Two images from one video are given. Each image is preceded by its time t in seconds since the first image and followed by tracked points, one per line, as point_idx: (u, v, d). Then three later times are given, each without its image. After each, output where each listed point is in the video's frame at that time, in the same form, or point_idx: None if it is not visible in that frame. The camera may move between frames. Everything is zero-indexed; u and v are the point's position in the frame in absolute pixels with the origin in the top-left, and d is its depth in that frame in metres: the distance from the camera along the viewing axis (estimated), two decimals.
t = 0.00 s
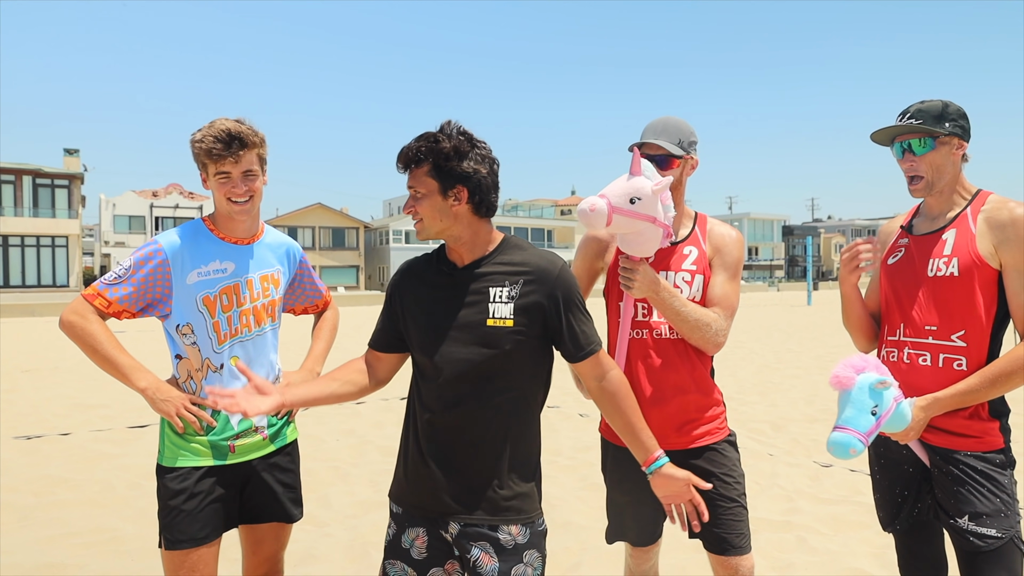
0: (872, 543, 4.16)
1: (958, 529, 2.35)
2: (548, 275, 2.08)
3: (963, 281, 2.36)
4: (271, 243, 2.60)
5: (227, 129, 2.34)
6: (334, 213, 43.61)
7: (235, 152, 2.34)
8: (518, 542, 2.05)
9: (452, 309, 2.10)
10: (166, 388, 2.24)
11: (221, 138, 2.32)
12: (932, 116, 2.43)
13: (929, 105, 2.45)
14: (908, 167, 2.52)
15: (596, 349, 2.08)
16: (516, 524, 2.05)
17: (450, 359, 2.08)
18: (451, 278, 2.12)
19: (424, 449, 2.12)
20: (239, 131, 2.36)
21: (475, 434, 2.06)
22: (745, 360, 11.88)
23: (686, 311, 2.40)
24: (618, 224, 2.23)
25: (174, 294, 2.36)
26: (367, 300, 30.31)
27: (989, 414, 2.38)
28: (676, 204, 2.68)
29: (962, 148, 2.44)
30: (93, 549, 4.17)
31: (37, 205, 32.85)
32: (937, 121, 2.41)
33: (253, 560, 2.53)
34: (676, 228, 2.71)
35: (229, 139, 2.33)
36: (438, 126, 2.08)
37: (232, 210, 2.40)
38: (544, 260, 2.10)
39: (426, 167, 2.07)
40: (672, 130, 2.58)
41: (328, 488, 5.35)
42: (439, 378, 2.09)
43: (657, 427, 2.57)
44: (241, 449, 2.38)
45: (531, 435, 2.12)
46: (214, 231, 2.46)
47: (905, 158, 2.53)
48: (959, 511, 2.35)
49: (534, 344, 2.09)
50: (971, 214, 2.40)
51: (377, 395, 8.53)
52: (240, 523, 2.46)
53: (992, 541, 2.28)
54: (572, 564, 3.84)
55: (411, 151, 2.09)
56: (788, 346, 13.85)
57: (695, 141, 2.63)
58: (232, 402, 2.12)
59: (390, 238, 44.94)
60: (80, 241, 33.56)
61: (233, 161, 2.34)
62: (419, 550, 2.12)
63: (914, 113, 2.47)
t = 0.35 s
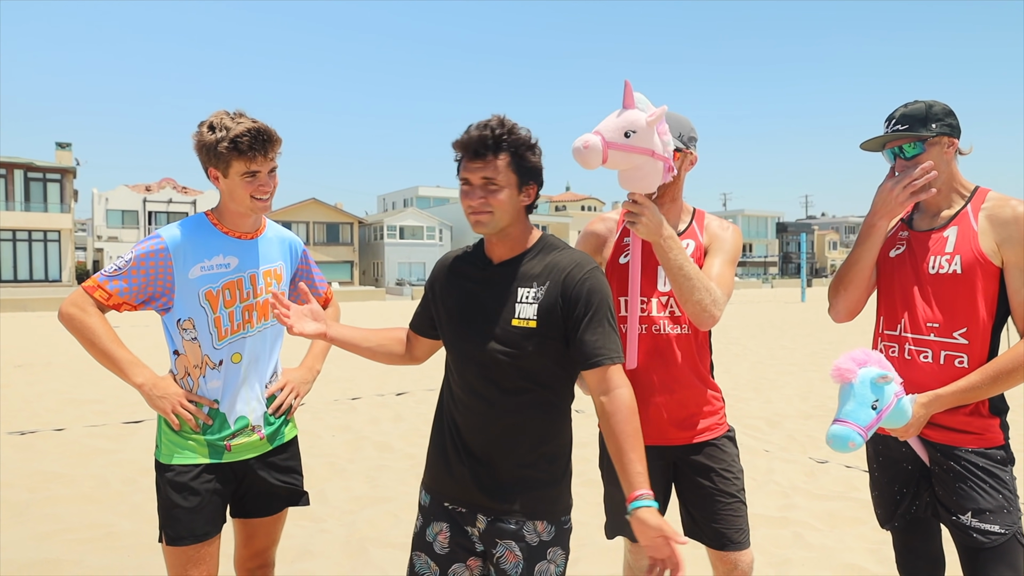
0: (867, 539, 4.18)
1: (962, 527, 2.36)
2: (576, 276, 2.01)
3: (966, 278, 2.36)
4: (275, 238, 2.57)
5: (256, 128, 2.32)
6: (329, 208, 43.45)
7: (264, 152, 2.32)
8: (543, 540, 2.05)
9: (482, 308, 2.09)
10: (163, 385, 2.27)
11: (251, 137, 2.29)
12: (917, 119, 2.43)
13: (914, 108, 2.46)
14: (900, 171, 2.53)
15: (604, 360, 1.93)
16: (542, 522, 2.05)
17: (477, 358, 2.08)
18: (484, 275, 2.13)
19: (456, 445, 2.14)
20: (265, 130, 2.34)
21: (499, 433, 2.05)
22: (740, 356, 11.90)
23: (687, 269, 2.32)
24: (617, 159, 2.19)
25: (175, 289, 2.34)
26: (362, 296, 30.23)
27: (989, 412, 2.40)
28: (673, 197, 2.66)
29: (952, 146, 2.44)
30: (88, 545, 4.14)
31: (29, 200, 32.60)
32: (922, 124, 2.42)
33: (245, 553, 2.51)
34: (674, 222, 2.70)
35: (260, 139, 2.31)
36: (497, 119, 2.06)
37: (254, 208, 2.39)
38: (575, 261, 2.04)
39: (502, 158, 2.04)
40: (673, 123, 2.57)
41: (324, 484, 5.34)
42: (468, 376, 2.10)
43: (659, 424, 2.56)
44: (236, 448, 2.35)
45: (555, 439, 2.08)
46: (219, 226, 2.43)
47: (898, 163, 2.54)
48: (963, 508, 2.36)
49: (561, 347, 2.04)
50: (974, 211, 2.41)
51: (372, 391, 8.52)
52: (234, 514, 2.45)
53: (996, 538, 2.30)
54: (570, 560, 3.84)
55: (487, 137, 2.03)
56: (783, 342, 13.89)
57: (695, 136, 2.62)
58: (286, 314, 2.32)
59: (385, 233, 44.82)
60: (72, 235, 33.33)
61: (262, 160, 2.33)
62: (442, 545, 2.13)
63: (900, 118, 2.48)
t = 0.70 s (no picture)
0: (883, 539, 4.13)
1: (992, 527, 2.32)
2: (626, 276, 2.08)
3: (995, 276, 2.32)
4: (272, 235, 2.58)
5: (258, 127, 2.32)
6: (338, 208, 43.59)
7: (267, 152, 2.32)
8: (588, 534, 2.07)
9: (526, 305, 2.08)
10: (173, 389, 2.23)
11: (253, 137, 2.28)
12: (941, 115, 2.39)
13: (935, 104, 2.41)
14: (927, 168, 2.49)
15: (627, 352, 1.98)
16: (587, 516, 2.07)
17: (523, 356, 2.06)
18: (527, 275, 2.11)
19: (493, 447, 2.10)
20: (267, 130, 2.34)
21: (545, 433, 2.05)
22: (751, 355, 11.84)
23: (705, 241, 2.28)
24: (637, 124, 2.19)
25: (178, 290, 2.31)
26: (371, 295, 30.32)
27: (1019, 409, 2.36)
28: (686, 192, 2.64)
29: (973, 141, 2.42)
30: (103, 543, 4.17)
31: (42, 200, 32.92)
32: (947, 120, 2.38)
33: (248, 555, 2.53)
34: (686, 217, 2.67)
35: (262, 139, 2.31)
36: (569, 121, 2.11)
37: (253, 207, 2.38)
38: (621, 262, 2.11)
39: (580, 158, 2.08)
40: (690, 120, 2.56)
41: (337, 483, 5.35)
42: (510, 375, 2.07)
43: (675, 423, 2.54)
44: (245, 451, 2.36)
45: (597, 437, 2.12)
46: (219, 224, 2.41)
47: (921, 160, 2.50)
48: (992, 509, 2.32)
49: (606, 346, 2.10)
50: (997, 208, 2.39)
51: (383, 390, 8.53)
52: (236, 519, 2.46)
53: None
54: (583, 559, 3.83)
55: (569, 133, 2.06)
56: (794, 340, 13.80)
57: (709, 134, 2.61)
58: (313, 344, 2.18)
59: (394, 232, 44.93)
60: (85, 235, 33.62)
61: (265, 159, 2.32)
62: (481, 552, 2.10)
63: (922, 114, 2.42)
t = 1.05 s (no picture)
0: (882, 539, 4.12)
1: (992, 528, 2.30)
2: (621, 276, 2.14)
3: (992, 274, 2.32)
4: (241, 237, 2.58)
5: (233, 121, 2.30)
6: (336, 211, 43.57)
7: (242, 146, 2.32)
8: (584, 533, 2.07)
9: (523, 305, 2.08)
10: (156, 401, 2.21)
11: (229, 130, 2.29)
12: (946, 105, 2.39)
13: (939, 94, 2.41)
14: (924, 158, 2.49)
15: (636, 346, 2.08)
16: (581, 515, 2.07)
17: (519, 356, 2.06)
18: (524, 277, 2.10)
19: (487, 450, 2.07)
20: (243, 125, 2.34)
21: (541, 432, 2.05)
22: (749, 355, 11.84)
23: (727, 257, 2.43)
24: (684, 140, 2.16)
25: (150, 301, 2.28)
26: (369, 298, 30.30)
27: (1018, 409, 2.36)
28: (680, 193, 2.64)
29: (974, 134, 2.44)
30: (99, 548, 4.15)
31: (39, 205, 32.86)
32: (952, 110, 2.38)
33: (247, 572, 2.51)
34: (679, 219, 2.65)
35: (239, 132, 2.31)
36: (578, 128, 2.07)
37: (224, 205, 2.35)
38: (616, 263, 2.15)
39: (585, 168, 2.07)
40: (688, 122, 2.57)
41: (334, 486, 5.33)
42: (507, 376, 2.07)
43: (675, 426, 2.52)
44: (232, 459, 2.36)
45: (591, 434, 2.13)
46: (188, 228, 2.38)
47: (920, 149, 2.50)
48: (993, 509, 2.31)
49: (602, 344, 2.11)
50: (992, 205, 2.40)
51: (381, 393, 8.52)
52: (225, 530, 2.46)
53: None
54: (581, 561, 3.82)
55: (577, 142, 2.04)
56: (792, 340, 13.79)
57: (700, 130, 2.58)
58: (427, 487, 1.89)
59: (392, 235, 44.93)
60: (83, 240, 33.58)
61: (239, 154, 2.31)
62: (473, 557, 2.06)
63: (926, 103, 2.42)
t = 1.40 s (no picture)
0: (884, 545, 4.11)
1: (988, 535, 2.30)
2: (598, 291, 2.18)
3: (989, 281, 2.31)
4: (216, 243, 2.60)
5: (205, 118, 2.34)
6: (339, 215, 43.67)
7: (214, 144, 2.34)
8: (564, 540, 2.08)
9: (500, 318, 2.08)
10: (139, 417, 2.19)
11: (202, 128, 2.31)
12: (949, 104, 2.40)
13: (946, 93, 2.43)
14: (920, 156, 2.48)
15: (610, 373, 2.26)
16: (562, 521, 2.07)
17: (498, 369, 2.06)
18: (500, 289, 2.10)
19: (464, 461, 2.06)
20: (218, 124, 2.37)
21: (520, 444, 2.05)
22: (752, 360, 11.81)
23: (731, 270, 2.43)
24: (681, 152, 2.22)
25: (126, 312, 2.27)
26: (373, 302, 30.34)
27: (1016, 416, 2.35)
28: (677, 198, 2.64)
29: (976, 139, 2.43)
30: (99, 552, 4.16)
31: (44, 209, 33.03)
32: (954, 110, 2.39)
33: None
34: (678, 226, 2.67)
35: (212, 131, 2.34)
36: (537, 126, 2.12)
37: (197, 206, 2.37)
38: (592, 278, 2.19)
39: (548, 163, 2.11)
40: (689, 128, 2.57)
41: (335, 490, 5.34)
42: (485, 389, 2.06)
43: (674, 433, 2.52)
44: (214, 470, 2.38)
45: (569, 443, 2.15)
46: (163, 236, 2.40)
47: (917, 147, 2.49)
48: (988, 515, 2.30)
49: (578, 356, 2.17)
50: (992, 209, 2.38)
51: (383, 397, 8.52)
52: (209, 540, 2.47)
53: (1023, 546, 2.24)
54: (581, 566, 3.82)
55: (536, 139, 2.08)
56: (795, 345, 13.76)
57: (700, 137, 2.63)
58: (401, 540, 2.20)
59: (396, 239, 44.99)
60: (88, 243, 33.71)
61: (213, 153, 2.34)
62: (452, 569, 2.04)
63: (930, 100, 2.44)
